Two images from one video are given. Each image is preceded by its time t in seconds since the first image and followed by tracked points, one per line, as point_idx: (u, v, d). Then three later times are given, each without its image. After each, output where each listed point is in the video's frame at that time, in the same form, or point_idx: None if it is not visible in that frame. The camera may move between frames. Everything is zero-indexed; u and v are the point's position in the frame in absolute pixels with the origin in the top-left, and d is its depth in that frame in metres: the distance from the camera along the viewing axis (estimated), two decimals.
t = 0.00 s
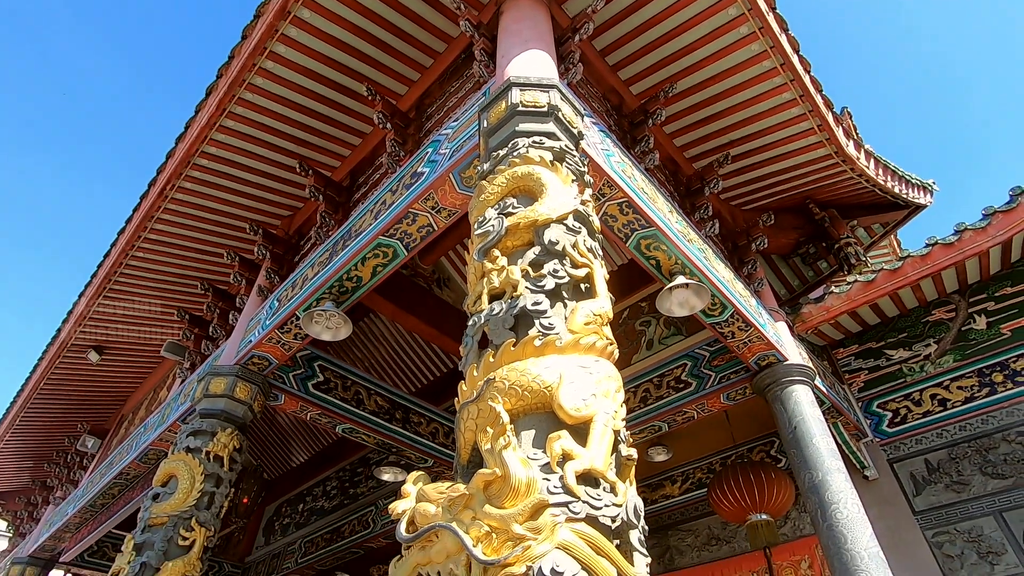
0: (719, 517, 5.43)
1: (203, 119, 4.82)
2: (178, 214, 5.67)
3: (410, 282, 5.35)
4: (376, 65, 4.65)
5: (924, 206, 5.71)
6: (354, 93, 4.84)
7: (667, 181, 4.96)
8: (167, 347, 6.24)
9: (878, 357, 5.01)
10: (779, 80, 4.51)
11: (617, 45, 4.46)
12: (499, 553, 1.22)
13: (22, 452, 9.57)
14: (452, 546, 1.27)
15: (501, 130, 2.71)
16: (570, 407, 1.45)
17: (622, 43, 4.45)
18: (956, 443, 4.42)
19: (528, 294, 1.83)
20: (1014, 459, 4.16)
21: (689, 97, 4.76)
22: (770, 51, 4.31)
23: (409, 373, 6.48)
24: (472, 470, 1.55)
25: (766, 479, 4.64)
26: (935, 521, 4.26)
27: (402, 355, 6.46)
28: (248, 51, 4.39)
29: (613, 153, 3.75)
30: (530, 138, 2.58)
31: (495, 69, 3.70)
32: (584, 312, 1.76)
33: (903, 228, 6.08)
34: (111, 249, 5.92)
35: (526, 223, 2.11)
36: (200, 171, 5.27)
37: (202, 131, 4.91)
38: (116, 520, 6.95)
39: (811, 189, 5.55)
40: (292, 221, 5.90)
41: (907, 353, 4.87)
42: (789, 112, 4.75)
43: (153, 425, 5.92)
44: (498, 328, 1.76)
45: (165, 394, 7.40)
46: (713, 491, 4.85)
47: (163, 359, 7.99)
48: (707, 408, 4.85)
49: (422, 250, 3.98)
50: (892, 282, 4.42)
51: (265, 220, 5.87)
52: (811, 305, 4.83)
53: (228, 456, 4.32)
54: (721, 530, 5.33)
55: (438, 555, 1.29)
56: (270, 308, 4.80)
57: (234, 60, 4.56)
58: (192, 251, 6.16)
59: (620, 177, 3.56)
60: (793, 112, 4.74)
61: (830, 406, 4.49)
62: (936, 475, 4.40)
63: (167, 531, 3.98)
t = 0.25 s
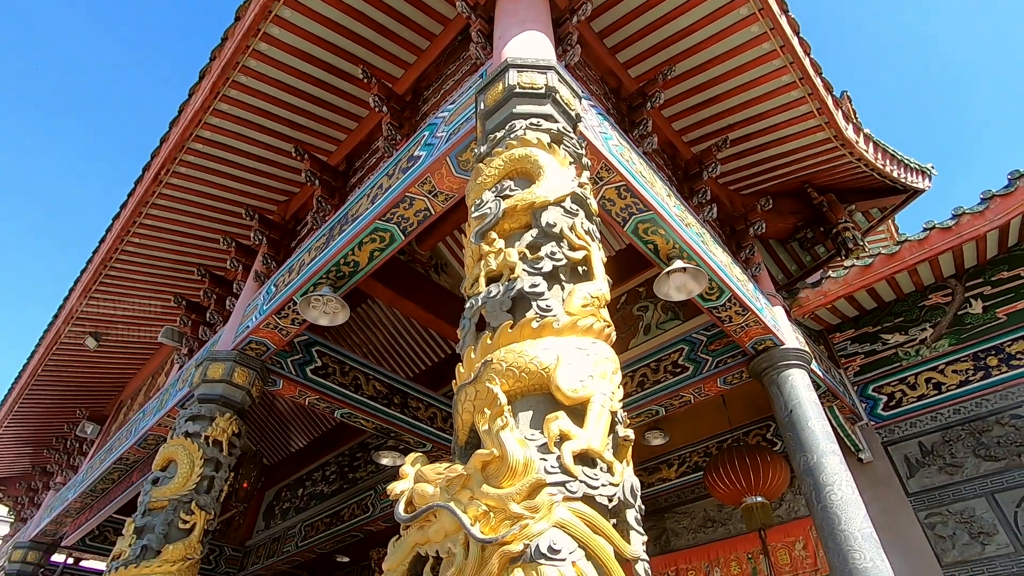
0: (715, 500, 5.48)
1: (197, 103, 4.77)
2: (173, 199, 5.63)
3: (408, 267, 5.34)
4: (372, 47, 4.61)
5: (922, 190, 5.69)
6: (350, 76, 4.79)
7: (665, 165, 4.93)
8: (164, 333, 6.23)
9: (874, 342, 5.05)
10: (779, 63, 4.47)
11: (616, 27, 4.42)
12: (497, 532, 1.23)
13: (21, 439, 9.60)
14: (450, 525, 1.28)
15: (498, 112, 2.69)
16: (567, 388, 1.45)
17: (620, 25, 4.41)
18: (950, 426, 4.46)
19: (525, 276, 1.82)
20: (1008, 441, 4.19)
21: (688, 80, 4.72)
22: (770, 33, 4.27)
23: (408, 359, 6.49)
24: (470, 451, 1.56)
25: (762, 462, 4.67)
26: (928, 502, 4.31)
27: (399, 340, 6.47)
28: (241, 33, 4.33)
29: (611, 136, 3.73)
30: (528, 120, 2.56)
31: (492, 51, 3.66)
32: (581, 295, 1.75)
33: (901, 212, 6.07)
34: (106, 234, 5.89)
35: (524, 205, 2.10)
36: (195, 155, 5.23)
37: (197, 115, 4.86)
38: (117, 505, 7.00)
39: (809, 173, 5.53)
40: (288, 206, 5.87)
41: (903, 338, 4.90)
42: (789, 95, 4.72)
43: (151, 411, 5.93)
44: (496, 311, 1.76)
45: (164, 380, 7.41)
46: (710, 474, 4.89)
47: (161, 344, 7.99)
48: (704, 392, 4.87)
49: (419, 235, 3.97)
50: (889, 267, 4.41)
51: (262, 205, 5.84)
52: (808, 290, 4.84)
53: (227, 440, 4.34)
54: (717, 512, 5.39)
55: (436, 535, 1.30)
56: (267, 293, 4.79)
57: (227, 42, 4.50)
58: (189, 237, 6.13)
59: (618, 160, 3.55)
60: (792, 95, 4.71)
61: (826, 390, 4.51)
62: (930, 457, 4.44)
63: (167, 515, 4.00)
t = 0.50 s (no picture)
0: (711, 482, 5.54)
1: (190, 85, 4.71)
2: (168, 183, 5.59)
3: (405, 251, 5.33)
4: (367, 27, 4.55)
5: (922, 173, 5.67)
6: (345, 57, 4.74)
7: (664, 148, 4.90)
8: (162, 318, 6.23)
9: (871, 325, 5.07)
10: (779, 43, 4.43)
11: (615, 7, 4.37)
12: (494, 509, 1.23)
13: (21, 424, 9.62)
14: (448, 503, 1.29)
15: (495, 92, 2.66)
16: (565, 367, 1.46)
17: (619, 5, 4.36)
18: (945, 408, 4.49)
19: (523, 256, 1.82)
20: (1001, 422, 4.22)
21: (687, 61, 4.68)
22: (770, 13, 4.23)
23: (405, 343, 6.51)
24: (467, 430, 1.57)
25: (757, 444, 4.71)
26: (921, 483, 4.35)
27: (397, 325, 6.49)
28: (234, 13, 4.27)
29: (609, 117, 3.70)
30: (525, 100, 2.54)
31: (489, 31, 3.61)
32: (579, 275, 1.75)
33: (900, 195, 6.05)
34: (102, 219, 5.86)
35: (521, 186, 2.09)
36: (189, 138, 5.18)
37: (190, 97, 4.80)
38: (118, 488, 7.04)
39: (808, 156, 5.51)
40: (284, 190, 5.84)
41: (900, 321, 4.91)
42: (789, 77, 4.69)
43: (150, 395, 5.95)
44: (493, 292, 1.76)
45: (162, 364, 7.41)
46: (706, 455, 4.93)
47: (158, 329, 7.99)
48: (701, 375, 4.85)
49: (416, 217, 3.95)
50: (887, 249, 4.41)
51: (258, 188, 5.80)
52: (805, 273, 4.84)
53: (226, 424, 4.35)
54: (713, 493, 5.45)
55: (434, 512, 1.31)
56: (264, 277, 4.78)
57: (220, 22, 4.43)
58: (184, 221, 6.09)
59: (616, 142, 3.52)
60: (792, 76, 4.68)
61: (823, 372, 4.53)
62: (924, 439, 4.47)
63: (168, 497, 4.01)
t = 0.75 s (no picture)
0: (707, 463, 5.60)
1: (183, 65, 4.65)
2: (162, 165, 5.54)
3: (403, 235, 5.31)
4: (362, 5, 4.49)
5: (921, 155, 5.64)
6: (340, 36, 4.68)
7: (663, 129, 4.87)
8: (159, 302, 6.21)
9: (868, 307, 5.08)
10: (779, 22, 4.38)
11: None
12: (491, 485, 1.25)
13: (21, 409, 9.65)
14: (445, 479, 1.30)
15: (492, 70, 2.64)
16: (562, 345, 1.46)
17: None
18: (940, 388, 4.52)
19: (520, 235, 1.82)
20: (996, 403, 4.25)
21: (686, 40, 4.63)
22: None
23: (403, 326, 6.52)
24: (465, 409, 1.57)
25: (754, 425, 4.74)
26: (916, 463, 4.40)
27: (395, 307, 6.48)
28: None
29: (608, 97, 3.67)
30: (522, 78, 2.51)
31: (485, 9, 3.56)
32: (576, 254, 1.75)
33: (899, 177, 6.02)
34: (96, 202, 5.81)
35: (518, 164, 2.08)
36: (183, 120, 5.13)
37: (183, 78, 4.74)
38: (119, 471, 7.09)
39: (808, 137, 5.47)
40: (280, 172, 5.80)
41: (897, 303, 4.93)
42: (789, 56, 4.64)
43: (150, 379, 5.96)
44: (490, 271, 1.76)
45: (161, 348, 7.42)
46: (703, 437, 4.97)
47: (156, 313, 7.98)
48: (699, 357, 4.89)
49: (413, 199, 3.93)
50: (885, 231, 4.40)
51: (253, 171, 5.76)
52: (804, 255, 4.84)
53: (225, 406, 4.36)
54: (710, 474, 5.51)
55: (432, 489, 1.31)
56: (261, 261, 4.77)
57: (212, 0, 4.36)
58: (180, 204, 6.05)
59: (615, 121, 3.50)
60: (793, 56, 4.63)
61: (820, 354, 4.55)
62: (919, 419, 4.51)
63: (169, 478, 4.01)
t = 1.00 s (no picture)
0: (704, 444, 5.65)
1: (176, 44, 4.58)
2: (157, 146, 5.50)
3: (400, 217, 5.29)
4: None
5: (922, 136, 5.61)
6: (335, 15, 4.62)
7: (662, 109, 4.82)
8: (157, 286, 6.20)
9: (866, 289, 5.09)
10: None
11: None
12: (490, 461, 1.26)
13: (20, 392, 9.67)
14: (445, 456, 1.31)
15: (490, 48, 2.61)
16: (560, 323, 1.46)
17: None
18: (936, 369, 4.54)
19: (518, 213, 1.81)
20: (990, 383, 4.28)
21: (687, 18, 4.58)
22: None
23: (402, 308, 6.53)
24: (463, 387, 1.58)
25: (751, 406, 4.77)
26: (910, 443, 4.44)
27: (393, 289, 6.48)
28: None
29: (606, 76, 3.63)
30: (520, 55, 2.49)
31: None
32: (574, 233, 1.74)
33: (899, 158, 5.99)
34: (91, 184, 5.77)
35: (516, 143, 2.07)
36: (177, 100, 5.08)
37: (176, 57, 4.68)
38: (120, 454, 7.12)
39: (808, 118, 5.44)
40: (276, 154, 5.75)
41: (895, 285, 4.93)
42: (790, 35, 4.59)
43: (148, 362, 5.97)
44: (488, 250, 1.75)
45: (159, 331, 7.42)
46: (700, 418, 5.00)
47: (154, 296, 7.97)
48: (696, 339, 4.87)
49: (410, 180, 3.91)
50: (885, 212, 4.39)
51: (249, 153, 5.72)
52: (802, 237, 4.83)
53: (224, 388, 4.37)
54: (706, 455, 5.57)
55: (431, 466, 1.33)
56: (258, 243, 4.75)
57: None
58: (176, 186, 6.01)
59: (613, 101, 3.46)
60: (794, 34, 4.58)
61: (817, 335, 4.56)
62: (915, 400, 4.54)
63: (170, 459, 4.01)
